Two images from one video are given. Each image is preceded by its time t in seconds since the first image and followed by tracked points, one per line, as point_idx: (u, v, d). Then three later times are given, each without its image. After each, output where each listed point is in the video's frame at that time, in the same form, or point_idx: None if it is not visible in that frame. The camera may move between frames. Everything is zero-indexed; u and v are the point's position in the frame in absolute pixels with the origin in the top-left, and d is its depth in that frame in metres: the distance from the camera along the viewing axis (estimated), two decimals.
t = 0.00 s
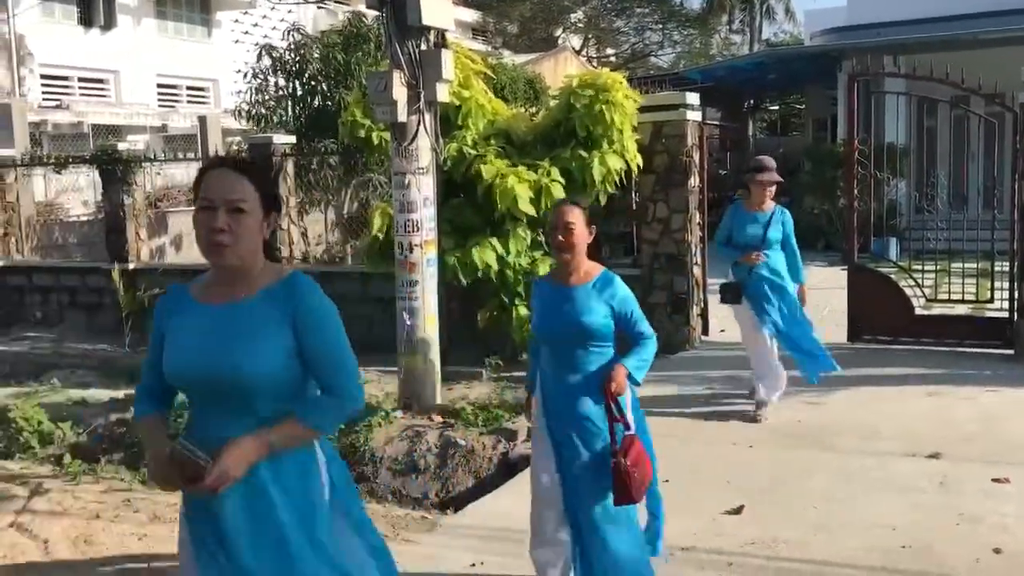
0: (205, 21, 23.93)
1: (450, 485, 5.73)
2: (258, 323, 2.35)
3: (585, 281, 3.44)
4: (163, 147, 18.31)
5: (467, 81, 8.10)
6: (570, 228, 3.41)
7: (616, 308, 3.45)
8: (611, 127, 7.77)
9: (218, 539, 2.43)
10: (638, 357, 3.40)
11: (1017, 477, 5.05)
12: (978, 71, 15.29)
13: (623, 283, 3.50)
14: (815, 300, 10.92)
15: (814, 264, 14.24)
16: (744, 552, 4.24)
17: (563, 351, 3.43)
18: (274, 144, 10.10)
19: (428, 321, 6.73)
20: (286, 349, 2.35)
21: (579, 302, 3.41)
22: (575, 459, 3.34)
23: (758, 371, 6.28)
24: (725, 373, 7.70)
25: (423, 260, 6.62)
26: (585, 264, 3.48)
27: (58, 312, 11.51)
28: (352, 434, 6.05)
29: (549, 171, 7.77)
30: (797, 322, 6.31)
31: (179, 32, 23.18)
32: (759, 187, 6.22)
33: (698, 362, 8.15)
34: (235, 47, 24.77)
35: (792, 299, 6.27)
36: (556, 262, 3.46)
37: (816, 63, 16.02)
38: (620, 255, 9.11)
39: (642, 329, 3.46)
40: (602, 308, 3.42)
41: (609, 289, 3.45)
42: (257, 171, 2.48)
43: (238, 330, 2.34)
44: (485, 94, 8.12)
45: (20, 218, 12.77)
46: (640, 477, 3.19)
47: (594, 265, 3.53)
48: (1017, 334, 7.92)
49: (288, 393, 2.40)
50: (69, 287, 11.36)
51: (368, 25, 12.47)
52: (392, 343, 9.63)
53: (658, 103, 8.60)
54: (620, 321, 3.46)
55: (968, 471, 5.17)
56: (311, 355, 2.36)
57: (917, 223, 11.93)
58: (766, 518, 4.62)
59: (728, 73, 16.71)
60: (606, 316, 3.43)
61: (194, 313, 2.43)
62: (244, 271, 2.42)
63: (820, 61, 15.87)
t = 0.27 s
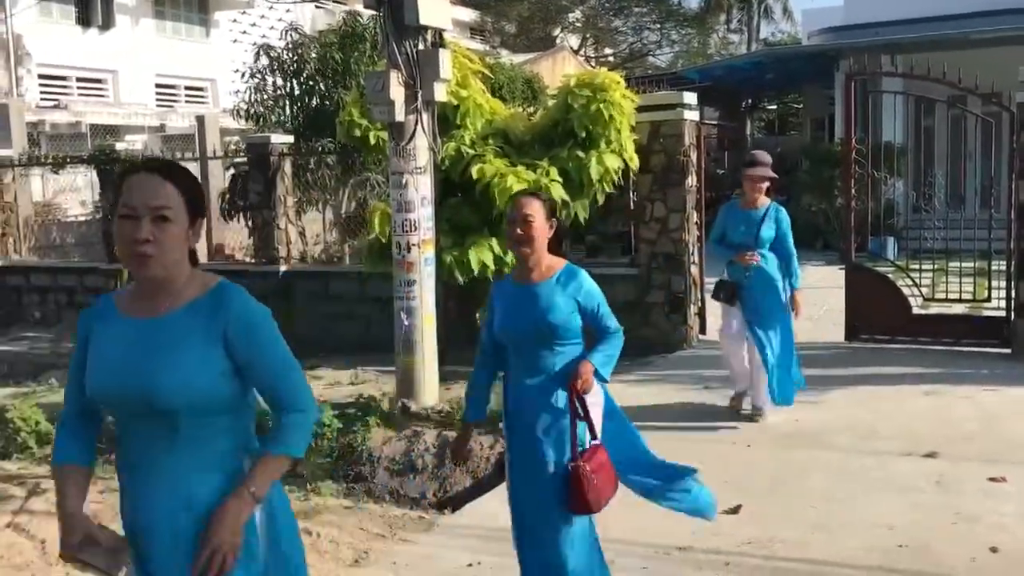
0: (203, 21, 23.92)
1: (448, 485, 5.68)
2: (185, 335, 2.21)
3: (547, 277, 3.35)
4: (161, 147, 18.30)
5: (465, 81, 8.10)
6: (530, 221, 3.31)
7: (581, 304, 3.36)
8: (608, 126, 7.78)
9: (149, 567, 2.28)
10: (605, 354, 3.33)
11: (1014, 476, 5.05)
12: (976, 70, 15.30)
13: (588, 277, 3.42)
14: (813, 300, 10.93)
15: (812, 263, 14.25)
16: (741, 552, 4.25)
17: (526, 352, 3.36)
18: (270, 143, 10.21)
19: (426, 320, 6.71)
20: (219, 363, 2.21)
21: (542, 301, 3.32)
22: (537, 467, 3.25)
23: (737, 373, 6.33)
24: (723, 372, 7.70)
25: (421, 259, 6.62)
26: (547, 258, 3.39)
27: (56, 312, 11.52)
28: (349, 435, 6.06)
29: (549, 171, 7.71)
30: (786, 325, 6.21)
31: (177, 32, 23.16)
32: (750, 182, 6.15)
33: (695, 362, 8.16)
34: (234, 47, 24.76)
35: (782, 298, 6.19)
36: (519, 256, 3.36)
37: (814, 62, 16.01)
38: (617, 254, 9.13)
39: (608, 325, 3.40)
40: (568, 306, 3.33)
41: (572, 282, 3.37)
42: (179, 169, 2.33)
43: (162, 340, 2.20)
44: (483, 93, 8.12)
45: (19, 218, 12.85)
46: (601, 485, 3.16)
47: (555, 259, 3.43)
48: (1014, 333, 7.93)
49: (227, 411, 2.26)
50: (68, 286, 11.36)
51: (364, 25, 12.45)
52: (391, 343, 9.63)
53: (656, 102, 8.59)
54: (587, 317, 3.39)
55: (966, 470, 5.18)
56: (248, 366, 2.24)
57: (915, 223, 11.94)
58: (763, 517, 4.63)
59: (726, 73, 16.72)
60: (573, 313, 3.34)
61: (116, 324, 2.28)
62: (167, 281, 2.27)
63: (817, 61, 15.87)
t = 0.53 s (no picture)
0: (197, 21, 23.88)
1: (441, 485, 5.68)
2: (74, 386, 1.94)
3: (524, 297, 3.33)
4: (155, 147, 18.28)
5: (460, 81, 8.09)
6: (515, 236, 3.27)
7: (556, 330, 3.32)
8: (603, 127, 7.78)
9: None
10: (571, 385, 3.30)
11: (1007, 476, 5.06)
12: (969, 71, 15.35)
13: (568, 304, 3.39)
14: (807, 300, 10.94)
15: (806, 264, 14.28)
16: (735, 552, 4.25)
17: (491, 371, 3.33)
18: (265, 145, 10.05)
19: (421, 321, 6.68)
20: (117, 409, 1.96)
21: (516, 322, 3.29)
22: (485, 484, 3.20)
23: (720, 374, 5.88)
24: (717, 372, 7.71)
25: (415, 260, 6.61)
26: (528, 278, 3.37)
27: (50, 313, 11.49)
28: (343, 435, 6.21)
29: (543, 171, 7.71)
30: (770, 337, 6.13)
31: (171, 32, 23.13)
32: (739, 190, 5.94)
33: (689, 362, 8.18)
34: (228, 47, 24.74)
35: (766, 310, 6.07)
36: (499, 273, 3.34)
37: (808, 63, 16.05)
38: (612, 255, 9.14)
39: (580, 356, 3.37)
40: (541, 330, 3.30)
41: (549, 308, 3.32)
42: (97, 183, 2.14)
43: (59, 369, 1.98)
44: (478, 94, 8.13)
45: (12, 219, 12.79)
46: (542, 522, 3.07)
47: (535, 279, 3.40)
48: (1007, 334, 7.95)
49: (131, 461, 2.01)
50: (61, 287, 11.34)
51: (359, 25, 12.41)
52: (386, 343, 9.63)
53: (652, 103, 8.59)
54: (560, 344, 3.35)
55: (959, 470, 5.19)
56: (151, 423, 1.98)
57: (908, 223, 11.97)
58: (757, 517, 4.64)
59: (720, 73, 16.75)
60: (546, 338, 3.31)
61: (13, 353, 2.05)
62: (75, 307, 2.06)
63: (811, 62, 15.90)
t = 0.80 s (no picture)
0: (194, 21, 23.86)
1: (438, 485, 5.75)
2: None
3: (493, 297, 3.17)
4: (151, 147, 18.25)
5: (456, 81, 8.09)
6: (485, 233, 3.09)
7: (525, 333, 3.15)
8: (600, 127, 7.81)
9: None
10: (539, 393, 3.09)
11: (1004, 475, 5.07)
12: (966, 71, 15.37)
13: (542, 305, 3.21)
14: (804, 300, 10.94)
15: (803, 264, 14.29)
16: (732, 552, 4.24)
17: (457, 378, 3.18)
18: (262, 145, 10.08)
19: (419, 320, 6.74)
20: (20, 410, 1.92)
21: (482, 323, 3.14)
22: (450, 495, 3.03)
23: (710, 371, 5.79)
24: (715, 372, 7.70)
25: (412, 260, 6.61)
26: (501, 277, 3.21)
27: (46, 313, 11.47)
28: (340, 436, 6.25)
29: (540, 171, 7.71)
30: (761, 343, 5.84)
31: (168, 32, 23.09)
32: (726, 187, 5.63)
33: (686, 362, 8.17)
34: (224, 47, 24.71)
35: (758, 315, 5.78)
36: (466, 274, 3.19)
37: (804, 64, 16.06)
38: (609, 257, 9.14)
39: (553, 361, 3.17)
40: (508, 333, 3.14)
41: (518, 310, 3.16)
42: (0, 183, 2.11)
43: None
44: (475, 95, 8.14)
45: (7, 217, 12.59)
46: (499, 541, 2.87)
47: (507, 280, 3.23)
48: (1004, 334, 7.96)
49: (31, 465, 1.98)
50: (57, 287, 11.31)
51: (356, 25, 12.40)
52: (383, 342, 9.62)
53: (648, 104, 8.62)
54: (531, 348, 3.17)
55: (956, 470, 5.19)
56: (32, 437, 1.91)
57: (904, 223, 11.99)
58: (754, 517, 4.63)
59: (717, 74, 16.75)
60: (514, 343, 3.14)
61: None
62: None
63: (808, 62, 15.90)
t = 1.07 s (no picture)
0: (193, 21, 23.86)
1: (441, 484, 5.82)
2: None
3: (432, 313, 2.92)
4: (151, 147, 18.26)
5: (456, 81, 8.13)
6: (432, 244, 2.88)
7: (468, 350, 2.89)
8: (600, 126, 7.79)
9: None
10: (487, 414, 2.84)
11: (1004, 474, 5.07)
12: (965, 70, 15.37)
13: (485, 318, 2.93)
14: (803, 299, 10.94)
15: (803, 263, 14.29)
16: (732, 551, 4.25)
17: (400, 403, 2.93)
18: (263, 145, 10.09)
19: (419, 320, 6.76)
20: None
21: (420, 343, 2.88)
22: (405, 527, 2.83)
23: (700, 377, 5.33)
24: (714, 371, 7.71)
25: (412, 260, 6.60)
26: (438, 290, 2.96)
27: (46, 313, 11.48)
28: (341, 436, 6.26)
29: (540, 171, 7.73)
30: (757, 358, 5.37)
31: (167, 31, 23.09)
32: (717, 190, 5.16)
33: (685, 361, 8.17)
34: (224, 47, 24.72)
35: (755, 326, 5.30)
36: (402, 290, 2.94)
37: (804, 63, 16.06)
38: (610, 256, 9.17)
39: (499, 378, 2.89)
40: (450, 351, 2.87)
41: (460, 326, 2.90)
42: None
43: None
44: (474, 94, 8.14)
45: (7, 217, 12.48)
46: None
47: (447, 294, 2.98)
48: (1004, 332, 7.95)
49: None
50: (57, 286, 11.32)
51: (356, 25, 12.41)
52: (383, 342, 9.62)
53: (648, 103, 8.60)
54: (477, 365, 2.90)
55: (957, 468, 5.19)
56: None
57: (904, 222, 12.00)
58: (754, 516, 4.63)
59: (717, 73, 16.76)
60: (457, 362, 2.88)
61: None
62: None
63: (807, 61, 15.91)
